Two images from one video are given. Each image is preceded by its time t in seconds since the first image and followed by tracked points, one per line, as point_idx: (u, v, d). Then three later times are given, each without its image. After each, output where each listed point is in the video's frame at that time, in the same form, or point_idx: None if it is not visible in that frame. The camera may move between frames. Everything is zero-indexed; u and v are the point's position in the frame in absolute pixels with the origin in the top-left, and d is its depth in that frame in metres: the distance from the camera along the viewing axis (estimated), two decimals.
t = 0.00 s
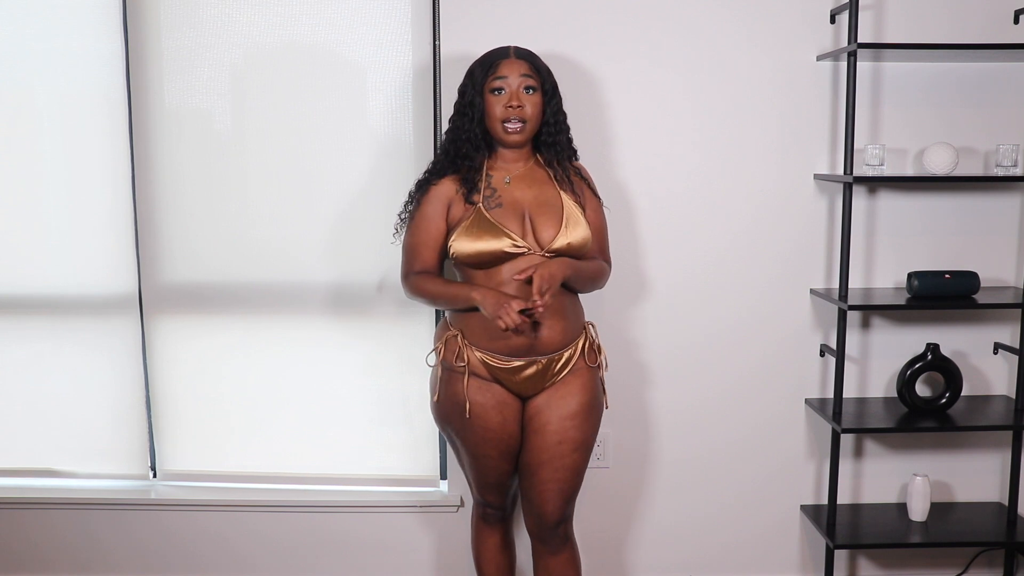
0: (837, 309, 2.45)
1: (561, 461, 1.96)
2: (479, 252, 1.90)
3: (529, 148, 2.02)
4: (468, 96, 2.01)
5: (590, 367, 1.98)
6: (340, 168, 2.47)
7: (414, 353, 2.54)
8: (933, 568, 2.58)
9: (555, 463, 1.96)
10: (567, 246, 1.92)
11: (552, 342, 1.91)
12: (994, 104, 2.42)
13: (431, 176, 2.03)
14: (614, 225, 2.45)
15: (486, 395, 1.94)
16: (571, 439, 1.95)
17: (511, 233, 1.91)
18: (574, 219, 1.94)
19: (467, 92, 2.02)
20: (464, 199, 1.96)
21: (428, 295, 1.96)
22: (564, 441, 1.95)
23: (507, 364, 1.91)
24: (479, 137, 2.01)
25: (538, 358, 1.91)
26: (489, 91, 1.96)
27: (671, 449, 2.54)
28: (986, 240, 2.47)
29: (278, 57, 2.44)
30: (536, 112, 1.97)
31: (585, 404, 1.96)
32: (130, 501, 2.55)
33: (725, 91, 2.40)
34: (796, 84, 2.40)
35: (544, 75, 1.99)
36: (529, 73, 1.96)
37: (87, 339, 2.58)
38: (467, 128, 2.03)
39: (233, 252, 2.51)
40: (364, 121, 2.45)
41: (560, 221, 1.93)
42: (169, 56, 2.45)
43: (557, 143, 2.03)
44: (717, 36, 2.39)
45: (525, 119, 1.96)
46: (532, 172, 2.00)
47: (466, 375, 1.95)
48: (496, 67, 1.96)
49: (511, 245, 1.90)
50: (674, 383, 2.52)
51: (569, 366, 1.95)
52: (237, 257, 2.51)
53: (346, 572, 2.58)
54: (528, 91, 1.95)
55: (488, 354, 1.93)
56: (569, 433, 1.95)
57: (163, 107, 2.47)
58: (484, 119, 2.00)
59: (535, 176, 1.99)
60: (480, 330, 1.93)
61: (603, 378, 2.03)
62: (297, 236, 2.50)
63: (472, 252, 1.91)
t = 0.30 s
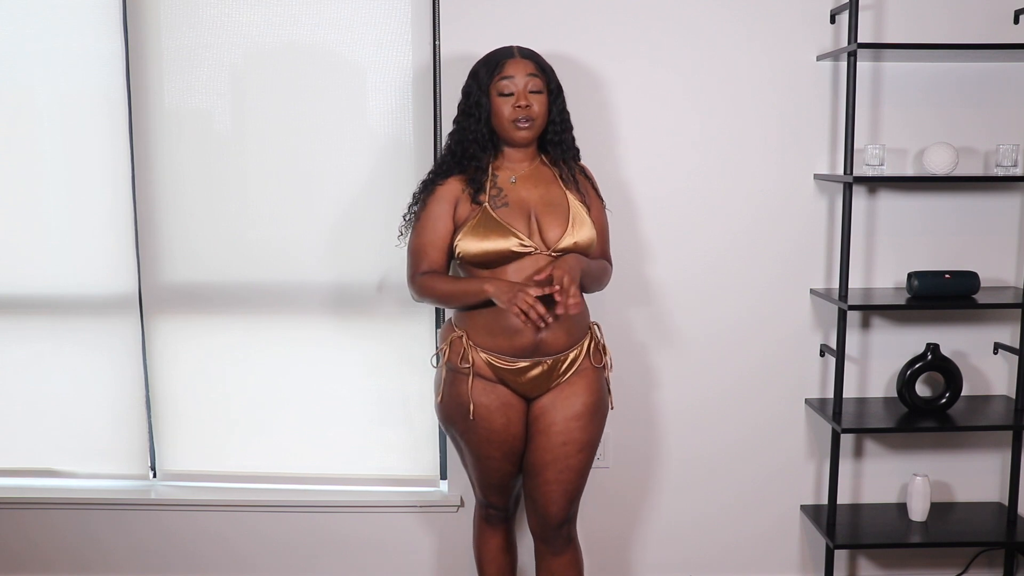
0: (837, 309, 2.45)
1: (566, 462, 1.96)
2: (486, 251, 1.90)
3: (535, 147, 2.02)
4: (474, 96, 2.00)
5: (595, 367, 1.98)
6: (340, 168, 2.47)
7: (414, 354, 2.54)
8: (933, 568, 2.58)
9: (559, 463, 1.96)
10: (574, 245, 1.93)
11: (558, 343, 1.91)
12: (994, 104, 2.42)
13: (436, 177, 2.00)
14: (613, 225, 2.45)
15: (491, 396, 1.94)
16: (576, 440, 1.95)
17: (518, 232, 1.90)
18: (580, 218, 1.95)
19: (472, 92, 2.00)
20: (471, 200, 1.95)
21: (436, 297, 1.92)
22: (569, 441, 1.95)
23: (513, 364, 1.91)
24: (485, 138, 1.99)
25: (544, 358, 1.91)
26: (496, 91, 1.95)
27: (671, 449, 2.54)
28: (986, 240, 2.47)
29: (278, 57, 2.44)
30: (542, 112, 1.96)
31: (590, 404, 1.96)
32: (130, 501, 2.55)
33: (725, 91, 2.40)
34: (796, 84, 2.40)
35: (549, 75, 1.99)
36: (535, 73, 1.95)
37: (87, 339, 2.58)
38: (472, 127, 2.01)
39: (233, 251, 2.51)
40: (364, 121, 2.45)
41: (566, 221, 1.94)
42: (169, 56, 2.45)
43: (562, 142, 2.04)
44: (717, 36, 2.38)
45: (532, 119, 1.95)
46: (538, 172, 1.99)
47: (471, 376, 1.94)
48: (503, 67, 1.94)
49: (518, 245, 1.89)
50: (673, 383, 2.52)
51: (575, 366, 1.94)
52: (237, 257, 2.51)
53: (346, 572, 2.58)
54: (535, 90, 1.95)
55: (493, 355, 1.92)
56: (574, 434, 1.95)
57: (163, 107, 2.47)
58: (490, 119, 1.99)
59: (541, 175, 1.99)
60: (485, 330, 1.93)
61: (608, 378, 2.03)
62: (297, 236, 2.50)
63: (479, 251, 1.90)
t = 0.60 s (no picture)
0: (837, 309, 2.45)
1: (576, 462, 1.97)
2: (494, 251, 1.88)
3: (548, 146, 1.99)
4: (486, 93, 2.00)
5: (606, 368, 1.97)
6: (340, 168, 2.47)
7: (415, 354, 2.54)
8: (933, 568, 2.58)
9: (569, 464, 1.97)
10: (584, 247, 1.89)
11: (567, 344, 1.91)
12: (994, 104, 2.42)
13: (448, 174, 2.00)
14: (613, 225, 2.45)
15: (500, 399, 1.93)
16: (586, 441, 1.96)
17: (526, 232, 1.88)
18: (591, 219, 1.91)
19: (485, 90, 2.00)
20: (481, 197, 1.93)
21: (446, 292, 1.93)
22: (578, 442, 1.96)
23: (522, 367, 1.90)
24: (497, 135, 1.99)
25: (553, 360, 1.90)
26: (507, 88, 1.94)
27: (672, 449, 2.54)
28: (986, 240, 2.47)
29: (278, 57, 2.44)
30: (554, 109, 1.94)
31: (601, 405, 1.96)
32: (130, 501, 2.55)
33: (725, 91, 2.40)
34: (795, 84, 2.40)
35: (562, 72, 1.98)
36: (548, 70, 1.94)
37: (87, 339, 2.58)
38: (484, 126, 2.01)
39: (233, 251, 2.51)
40: (364, 121, 2.45)
41: (577, 222, 1.90)
42: (169, 56, 2.45)
43: (576, 142, 2.02)
44: (717, 36, 2.39)
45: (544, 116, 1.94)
46: (551, 171, 1.97)
47: (479, 379, 1.93)
48: (515, 63, 1.94)
49: (526, 244, 1.88)
50: (673, 383, 2.52)
51: (585, 367, 1.94)
52: (238, 257, 2.51)
53: (346, 572, 2.58)
54: (547, 87, 1.93)
55: (502, 357, 1.91)
56: (584, 435, 1.95)
57: (163, 107, 2.47)
58: (502, 116, 1.98)
59: (553, 175, 1.96)
60: (494, 333, 1.92)
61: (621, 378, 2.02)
62: (297, 236, 2.50)
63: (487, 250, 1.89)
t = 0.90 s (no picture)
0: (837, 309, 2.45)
1: (582, 466, 1.96)
2: (498, 249, 1.87)
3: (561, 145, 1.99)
4: (500, 91, 1.99)
5: (616, 372, 1.95)
6: (340, 168, 2.47)
7: (415, 354, 2.54)
8: (933, 568, 2.58)
9: (576, 468, 1.96)
10: (590, 248, 1.88)
11: (573, 347, 1.90)
12: (994, 104, 2.42)
13: (460, 172, 2.01)
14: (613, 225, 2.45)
15: (505, 401, 1.93)
16: (592, 445, 1.95)
17: (532, 231, 1.88)
18: (600, 220, 1.91)
19: (499, 88, 1.99)
20: (491, 196, 1.94)
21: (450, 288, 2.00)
22: (585, 446, 1.95)
23: (526, 368, 1.90)
24: (510, 133, 1.99)
25: (558, 362, 1.90)
26: (521, 86, 1.93)
27: (672, 449, 2.54)
28: (986, 240, 2.47)
29: (278, 57, 2.44)
30: (568, 108, 1.94)
31: (608, 410, 1.94)
32: (130, 501, 2.54)
33: (725, 90, 2.40)
34: (795, 84, 2.40)
35: (578, 70, 1.96)
36: (562, 69, 1.93)
37: (87, 339, 2.58)
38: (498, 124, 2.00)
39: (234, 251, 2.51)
40: (364, 121, 2.45)
41: (585, 222, 1.90)
42: (169, 56, 2.45)
43: (590, 141, 2.01)
44: (717, 36, 2.39)
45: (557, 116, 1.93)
46: (564, 170, 1.97)
47: (485, 380, 1.94)
48: (529, 61, 1.93)
49: (530, 243, 1.87)
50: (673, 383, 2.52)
51: (593, 371, 1.93)
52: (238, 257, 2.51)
53: (346, 572, 2.58)
54: (561, 86, 1.92)
55: (507, 358, 1.92)
56: (590, 438, 1.95)
57: (163, 107, 2.47)
58: (516, 115, 1.98)
59: (564, 174, 1.96)
60: (500, 334, 1.92)
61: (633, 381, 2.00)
62: (297, 236, 2.50)
63: (492, 249, 1.88)
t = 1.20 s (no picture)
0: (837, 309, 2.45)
1: (592, 471, 1.94)
2: (509, 252, 1.86)
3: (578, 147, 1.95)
4: (515, 94, 1.96)
5: (629, 378, 1.93)
6: (340, 169, 2.47)
7: (415, 354, 2.54)
8: (932, 568, 2.58)
9: (585, 472, 1.95)
10: (601, 253, 1.85)
11: (584, 350, 1.88)
12: (994, 104, 2.42)
13: (475, 175, 2.00)
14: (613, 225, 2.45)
15: (515, 404, 1.91)
16: (602, 450, 1.93)
17: (542, 235, 1.86)
18: (613, 225, 1.87)
19: (514, 90, 1.96)
20: (504, 200, 1.92)
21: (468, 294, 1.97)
22: (595, 451, 1.93)
23: (537, 371, 1.88)
24: (524, 136, 1.96)
25: (569, 366, 1.88)
26: (536, 89, 1.90)
27: (672, 449, 2.54)
28: (986, 240, 2.47)
29: (278, 58, 2.44)
30: (583, 111, 1.90)
31: (619, 415, 1.92)
32: (130, 501, 2.54)
33: (725, 90, 2.40)
34: (795, 84, 2.40)
35: (594, 72, 1.92)
36: (577, 71, 1.89)
37: (86, 339, 2.58)
38: (513, 127, 1.98)
39: (234, 251, 2.51)
40: (364, 121, 2.45)
41: (598, 227, 1.87)
42: (169, 57, 2.45)
43: (607, 143, 1.96)
44: (717, 36, 2.39)
45: (573, 119, 1.90)
46: (579, 174, 1.93)
47: (496, 384, 1.92)
48: (544, 64, 1.90)
49: (540, 246, 1.86)
50: (673, 383, 2.52)
51: (606, 376, 1.91)
52: (238, 257, 2.51)
53: (346, 572, 2.58)
54: (576, 89, 1.89)
55: (518, 361, 1.90)
56: (600, 444, 1.93)
57: (163, 107, 2.47)
58: (530, 118, 1.95)
59: (580, 178, 1.92)
60: (512, 336, 1.91)
61: (647, 388, 1.98)
62: (297, 236, 2.50)
63: (503, 252, 1.87)
